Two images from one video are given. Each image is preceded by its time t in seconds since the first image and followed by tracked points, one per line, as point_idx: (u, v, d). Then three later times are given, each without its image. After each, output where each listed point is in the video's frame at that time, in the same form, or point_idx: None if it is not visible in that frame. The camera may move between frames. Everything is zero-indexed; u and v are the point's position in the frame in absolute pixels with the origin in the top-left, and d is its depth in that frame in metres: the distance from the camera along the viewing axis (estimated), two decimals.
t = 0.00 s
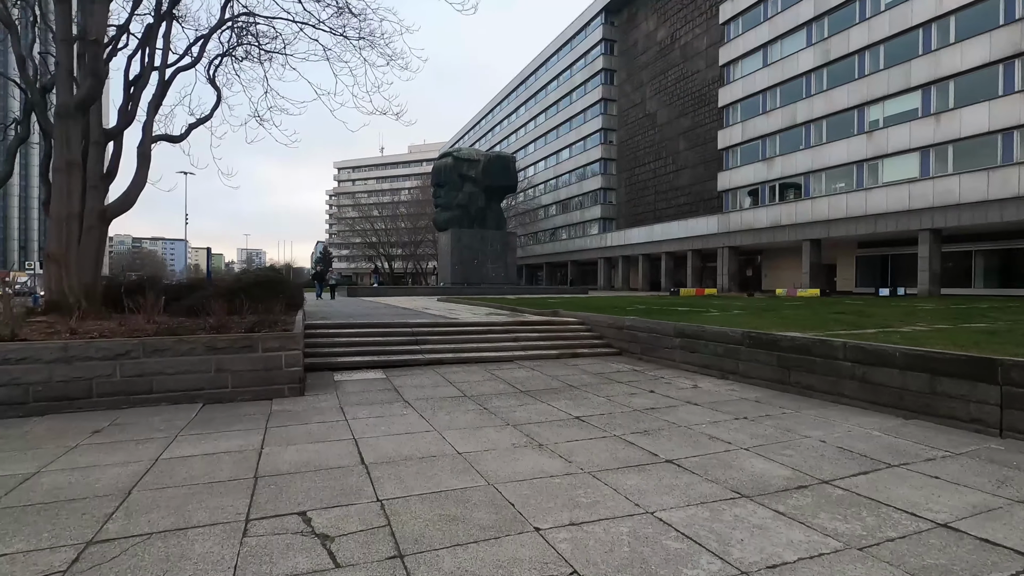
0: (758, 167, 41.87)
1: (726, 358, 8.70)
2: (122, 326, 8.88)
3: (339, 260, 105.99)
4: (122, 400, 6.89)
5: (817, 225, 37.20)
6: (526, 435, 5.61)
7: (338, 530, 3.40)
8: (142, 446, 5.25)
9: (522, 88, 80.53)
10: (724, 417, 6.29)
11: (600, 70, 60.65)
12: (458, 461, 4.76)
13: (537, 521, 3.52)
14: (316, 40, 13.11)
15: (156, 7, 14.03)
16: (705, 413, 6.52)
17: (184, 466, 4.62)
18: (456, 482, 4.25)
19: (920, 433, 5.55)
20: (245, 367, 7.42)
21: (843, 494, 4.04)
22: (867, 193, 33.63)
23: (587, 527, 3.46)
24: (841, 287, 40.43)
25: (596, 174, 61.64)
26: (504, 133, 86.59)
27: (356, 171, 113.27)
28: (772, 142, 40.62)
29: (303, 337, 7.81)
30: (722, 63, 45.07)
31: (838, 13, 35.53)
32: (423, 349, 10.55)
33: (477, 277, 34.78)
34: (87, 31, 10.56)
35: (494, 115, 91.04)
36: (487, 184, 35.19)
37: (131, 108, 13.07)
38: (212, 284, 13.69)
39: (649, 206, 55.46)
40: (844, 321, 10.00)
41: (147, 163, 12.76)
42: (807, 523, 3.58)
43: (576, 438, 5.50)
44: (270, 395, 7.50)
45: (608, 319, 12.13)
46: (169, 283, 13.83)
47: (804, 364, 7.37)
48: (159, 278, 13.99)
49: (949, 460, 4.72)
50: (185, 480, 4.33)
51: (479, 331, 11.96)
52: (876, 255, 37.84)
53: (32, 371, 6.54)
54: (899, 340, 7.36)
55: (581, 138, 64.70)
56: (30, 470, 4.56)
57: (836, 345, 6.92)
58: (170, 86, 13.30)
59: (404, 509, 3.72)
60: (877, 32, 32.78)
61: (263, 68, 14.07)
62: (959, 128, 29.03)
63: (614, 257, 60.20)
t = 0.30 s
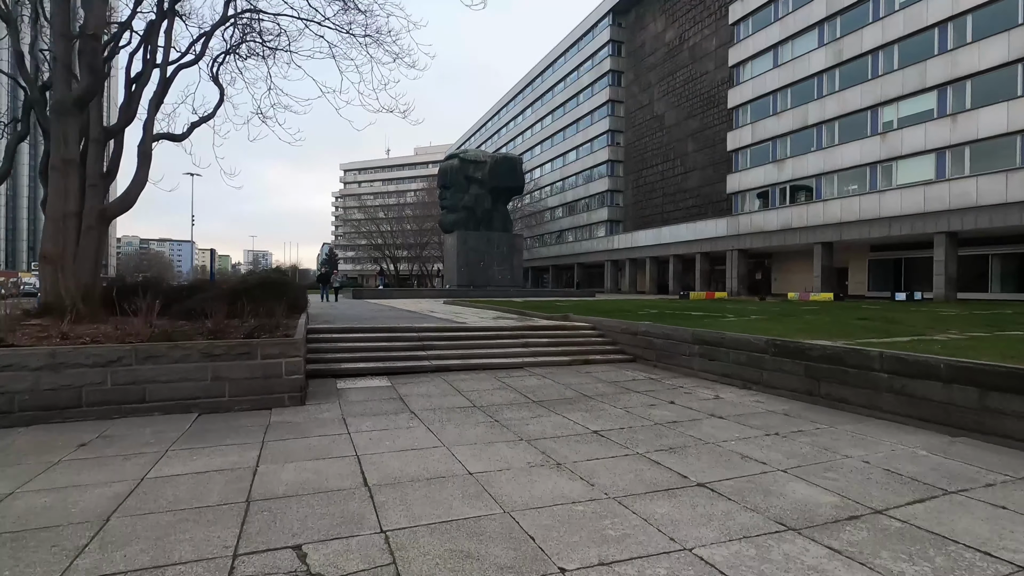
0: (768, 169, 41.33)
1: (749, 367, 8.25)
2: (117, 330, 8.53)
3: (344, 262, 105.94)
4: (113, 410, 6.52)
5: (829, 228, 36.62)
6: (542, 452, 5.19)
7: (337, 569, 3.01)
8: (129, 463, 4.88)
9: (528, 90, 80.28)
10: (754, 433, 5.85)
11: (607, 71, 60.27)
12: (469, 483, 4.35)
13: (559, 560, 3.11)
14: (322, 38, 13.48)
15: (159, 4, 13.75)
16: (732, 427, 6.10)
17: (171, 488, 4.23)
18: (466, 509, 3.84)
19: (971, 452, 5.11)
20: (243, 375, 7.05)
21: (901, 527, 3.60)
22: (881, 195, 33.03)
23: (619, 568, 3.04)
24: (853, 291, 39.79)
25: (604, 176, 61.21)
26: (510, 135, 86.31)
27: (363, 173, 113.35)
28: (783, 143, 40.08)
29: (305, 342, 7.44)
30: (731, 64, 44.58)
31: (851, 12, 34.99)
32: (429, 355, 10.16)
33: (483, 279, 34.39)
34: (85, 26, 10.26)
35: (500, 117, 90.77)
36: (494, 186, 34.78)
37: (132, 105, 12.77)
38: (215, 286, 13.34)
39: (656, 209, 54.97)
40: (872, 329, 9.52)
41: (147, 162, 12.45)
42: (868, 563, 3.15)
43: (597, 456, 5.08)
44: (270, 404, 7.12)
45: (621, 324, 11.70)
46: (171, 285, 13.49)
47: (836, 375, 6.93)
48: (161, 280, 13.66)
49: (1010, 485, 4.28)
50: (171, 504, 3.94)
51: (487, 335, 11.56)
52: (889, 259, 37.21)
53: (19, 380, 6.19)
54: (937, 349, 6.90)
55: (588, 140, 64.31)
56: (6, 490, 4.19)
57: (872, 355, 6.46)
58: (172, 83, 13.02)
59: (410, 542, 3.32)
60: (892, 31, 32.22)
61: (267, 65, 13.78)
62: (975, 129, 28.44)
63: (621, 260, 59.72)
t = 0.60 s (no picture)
0: (776, 170, 40.83)
1: (771, 372, 7.80)
2: (104, 332, 8.14)
3: (348, 265, 105.79)
4: (95, 417, 6.12)
5: (838, 230, 36.10)
6: (554, 466, 4.75)
7: None
8: (104, 477, 4.48)
9: (533, 92, 79.98)
10: (783, 444, 5.40)
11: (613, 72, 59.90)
12: (476, 503, 3.92)
13: None
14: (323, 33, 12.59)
15: None
16: (758, 437, 5.65)
17: (145, 508, 3.82)
18: (473, 535, 3.41)
19: None
20: (235, 380, 6.64)
21: (966, 559, 3.16)
22: (892, 196, 32.49)
23: None
24: (863, 294, 39.19)
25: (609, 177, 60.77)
26: (515, 137, 86.01)
27: (367, 175, 113.32)
28: (791, 144, 39.60)
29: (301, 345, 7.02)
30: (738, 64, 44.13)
31: (861, 11, 34.50)
32: (433, 358, 9.77)
33: (487, 281, 33.97)
34: (77, 17, 9.92)
35: (505, 119, 90.53)
36: (498, 187, 34.44)
37: (128, 101, 12.42)
38: (213, 287, 13.03)
39: (662, 210, 54.49)
40: (899, 331, 9.04)
41: (143, 159, 12.10)
42: None
43: (614, 471, 4.64)
44: (264, 411, 6.72)
45: (631, 327, 11.26)
46: (168, 288, 13.22)
47: (868, 382, 6.46)
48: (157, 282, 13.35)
49: None
50: (142, 527, 3.52)
51: (492, 337, 11.13)
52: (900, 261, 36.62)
53: None
54: (976, 354, 6.43)
55: (593, 141, 63.92)
56: None
57: (908, 360, 6.00)
58: (168, 79, 12.66)
59: None
60: (903, 30, 31.70)
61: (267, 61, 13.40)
62: (990, 128, 27.88)
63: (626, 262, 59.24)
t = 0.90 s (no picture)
0: (786, 171, 40.25)
1: (797, 383, 7.33)
2: (95, 338, 7.78)
3: (354, 266, 105.87)
4: (78, 430, 5.73)
5: (850, 231, 35.47)
6: (569, 490, 4.32)
7: None
8: (75, 502, 4.08)
9: (539, 93, 79.66)
10: (820, 465, 4.94)
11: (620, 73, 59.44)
12: (484, 536, 3.51)
13: None
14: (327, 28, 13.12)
15: None
16: (792, 456, 5.19)
17: (114, 541, 3.41)
18: None
19: None
20: (228, 391, 6.25)
21: None
22: (906, 197, 31.86)
23: None
24: (875, 297, 38.52)
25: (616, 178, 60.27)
26: (521, 138, 85.70)
27: (374, 177, 113.48)
28: (802, 144, 39.02)
29: (298, 352, 6.62)
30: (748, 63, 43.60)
31: (873, 8, 33.89)
32: (437, 365, 9.36)
33: (493, 283, 33.56)
34: (72, 10, 9.64)
35: (511, 120, 90.27)
36: (504, 189, 33.97)
37: (126, 98, 12.11)
38: (213, 291, 12.70)
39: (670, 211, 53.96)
40: (931, 338, 8.54)
41: (140, 158, 11.78)
42: None
43: (636, 496, 4.21)
44: (258, 424, 6.32)
45: (644, 332, 10.82)
46: (167, 292, 12.93)
47: (906, 395, 5.98)
48: (157, 286, 13.05)
49: None
50: (106, 565, 3.12)
51: (499, 343, 10.70)
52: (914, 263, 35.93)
53: None
54: None
55: (600, 142, 63.50)
56: None
57: (952, 373, 5.52)
58: (167, 76, 12.35)
59: None
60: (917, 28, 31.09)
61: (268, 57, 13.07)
62: (1009, 127, 27.21)
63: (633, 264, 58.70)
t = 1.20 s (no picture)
0: (796, 172, 39.74)
1: (828, 390, 6.87)
2: (86, 340, 7.42)
3: (359, 268, 105.85)
4: (61, 439, 5.36)
5: (861, 233, 34.92)
6: (592, 511, 3.91)
7: None
8: (46, 523, 3.68)
9: (544, 94, 79.38)
10: (866, 482, 4.50)
11: (626, 74, 59.04)
12: (501, 568, 3.09)
13: None
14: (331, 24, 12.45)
15: None
16: (833, 471, 4.76)
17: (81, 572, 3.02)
18: None
19: None
20: (222, 398, 5.86)
21: None
22: (920, 198, 31.30)
23: None
24: (887, 299, 37.90)
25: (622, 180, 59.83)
26: (526, 140, 85.44)
27: (379, 179, 113.60)
28: (811, 144, 38.50)
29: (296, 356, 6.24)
30: (756, 63, 43.13)
31: (885, 6, 33.38)
32: (444, 369, 8.94)
33: (498, 285, 33.18)
34: None
35: (516, 122, 90.07)
36: (509, 190, 33.56)
37: (124, 94, 11.78)
38: (215, 291, 12.41)
39: (677, 213, 53.46)
40: (965, 342, 8.08)
41: (138, 155, 11.43)
42: None
43: (667, 519, 3.79)
44: (254, 433, 5.93)
45: (659, 335, 10.39)
46: (168, 294, 12.65)
47: (951, 404, 5.53)
48: (158, 287, 12.79)
49: None
50: None
51: (507, 346, 10.28)
52: (927, 265, 35.31)
53: None
54: None
55: (606, 143, 63.12)
56: None
57: (1005, 382, 5.06)
58: (166, 71, 12.02)
59: None
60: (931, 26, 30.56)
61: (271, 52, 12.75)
62: None
63: (639, 266, 58.22)
